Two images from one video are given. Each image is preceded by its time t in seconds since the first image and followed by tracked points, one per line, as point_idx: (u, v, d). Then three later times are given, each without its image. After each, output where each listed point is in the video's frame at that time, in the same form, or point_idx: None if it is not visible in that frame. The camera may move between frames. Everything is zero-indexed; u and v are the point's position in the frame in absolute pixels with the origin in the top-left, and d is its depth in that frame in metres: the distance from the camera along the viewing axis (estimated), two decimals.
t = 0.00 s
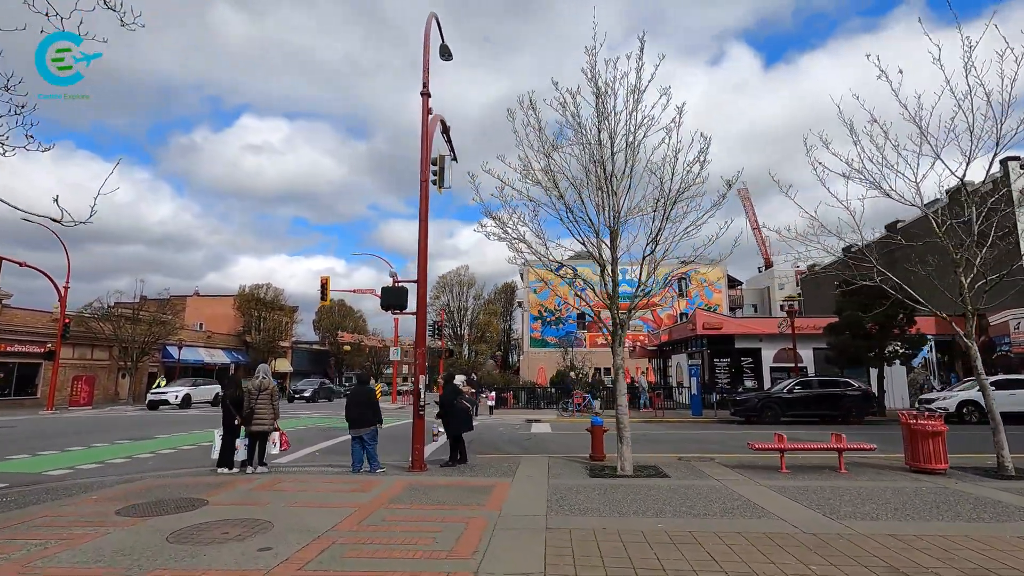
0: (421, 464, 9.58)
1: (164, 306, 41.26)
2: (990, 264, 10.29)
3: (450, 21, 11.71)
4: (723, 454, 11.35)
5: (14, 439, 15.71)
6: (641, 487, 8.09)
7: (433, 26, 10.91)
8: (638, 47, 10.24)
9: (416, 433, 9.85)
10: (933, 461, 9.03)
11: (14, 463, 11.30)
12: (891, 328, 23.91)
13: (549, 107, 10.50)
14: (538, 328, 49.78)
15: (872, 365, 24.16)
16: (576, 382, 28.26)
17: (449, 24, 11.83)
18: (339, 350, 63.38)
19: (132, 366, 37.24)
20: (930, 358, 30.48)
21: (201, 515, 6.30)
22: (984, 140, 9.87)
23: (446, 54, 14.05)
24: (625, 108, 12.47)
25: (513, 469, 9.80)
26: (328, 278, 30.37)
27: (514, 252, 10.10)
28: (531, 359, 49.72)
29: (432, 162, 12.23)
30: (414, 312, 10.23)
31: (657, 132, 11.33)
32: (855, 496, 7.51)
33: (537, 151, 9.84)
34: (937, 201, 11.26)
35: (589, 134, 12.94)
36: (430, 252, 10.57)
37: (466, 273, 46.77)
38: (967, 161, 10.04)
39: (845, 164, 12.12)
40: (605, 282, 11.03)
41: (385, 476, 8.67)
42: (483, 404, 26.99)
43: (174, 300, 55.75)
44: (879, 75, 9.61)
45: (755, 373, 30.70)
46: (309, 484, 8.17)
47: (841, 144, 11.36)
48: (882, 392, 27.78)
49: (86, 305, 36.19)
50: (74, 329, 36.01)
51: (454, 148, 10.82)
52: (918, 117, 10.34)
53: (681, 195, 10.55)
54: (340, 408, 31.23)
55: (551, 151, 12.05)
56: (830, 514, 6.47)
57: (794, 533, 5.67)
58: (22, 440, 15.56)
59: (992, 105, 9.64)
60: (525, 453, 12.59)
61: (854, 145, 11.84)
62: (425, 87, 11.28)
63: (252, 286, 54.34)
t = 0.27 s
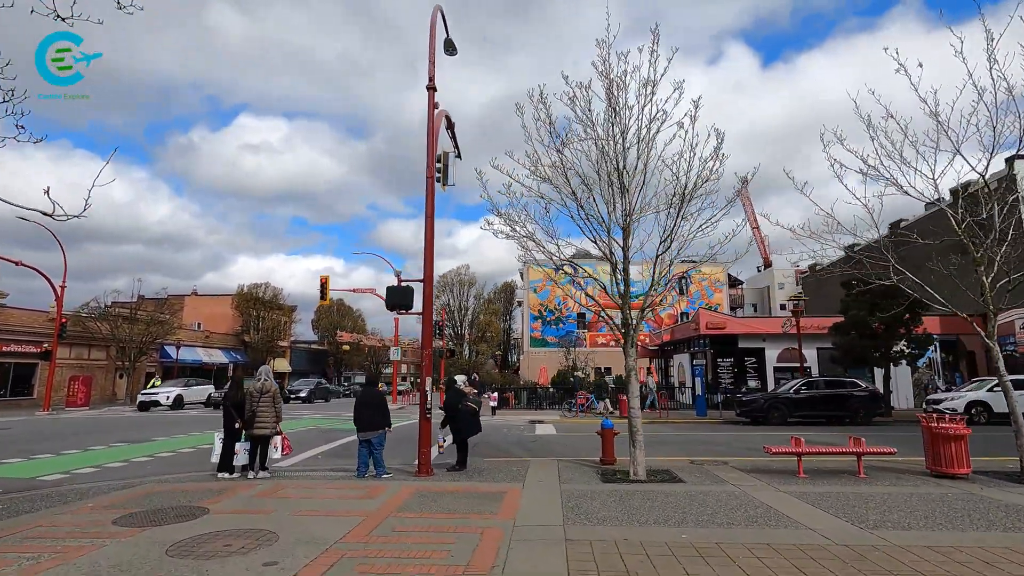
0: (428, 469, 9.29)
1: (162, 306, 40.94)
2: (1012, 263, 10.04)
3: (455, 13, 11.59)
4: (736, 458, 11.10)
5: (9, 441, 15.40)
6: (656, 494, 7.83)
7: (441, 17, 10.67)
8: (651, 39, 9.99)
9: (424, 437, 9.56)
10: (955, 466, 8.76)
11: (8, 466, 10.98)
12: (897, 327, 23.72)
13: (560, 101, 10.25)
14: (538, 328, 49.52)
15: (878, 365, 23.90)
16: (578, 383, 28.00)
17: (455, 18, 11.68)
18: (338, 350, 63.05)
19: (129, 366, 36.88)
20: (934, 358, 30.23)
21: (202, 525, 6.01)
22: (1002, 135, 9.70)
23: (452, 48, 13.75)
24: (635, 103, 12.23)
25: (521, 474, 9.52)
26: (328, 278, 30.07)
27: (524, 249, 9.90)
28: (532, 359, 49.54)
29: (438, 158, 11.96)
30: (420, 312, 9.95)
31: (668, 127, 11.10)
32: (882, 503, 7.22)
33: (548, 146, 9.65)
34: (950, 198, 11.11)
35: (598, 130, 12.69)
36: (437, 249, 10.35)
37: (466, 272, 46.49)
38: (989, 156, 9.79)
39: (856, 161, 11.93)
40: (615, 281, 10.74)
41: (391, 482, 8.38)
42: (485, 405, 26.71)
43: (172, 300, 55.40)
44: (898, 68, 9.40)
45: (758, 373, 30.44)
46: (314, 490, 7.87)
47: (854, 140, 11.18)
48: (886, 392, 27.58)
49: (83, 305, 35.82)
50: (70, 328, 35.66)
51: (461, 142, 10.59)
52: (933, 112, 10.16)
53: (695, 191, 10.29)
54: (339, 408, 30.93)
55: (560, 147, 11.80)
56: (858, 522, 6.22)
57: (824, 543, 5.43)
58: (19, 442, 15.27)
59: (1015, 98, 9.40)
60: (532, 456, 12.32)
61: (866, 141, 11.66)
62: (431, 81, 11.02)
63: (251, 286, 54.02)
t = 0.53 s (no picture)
0: (435, 471, 9.02)
1: (164, 306, 40.73)
2: None
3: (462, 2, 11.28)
4: (751, 460, 10.80)
5: (7, 443, 15.12)
6: (673, 498, 7.55)
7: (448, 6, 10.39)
8: (664, 28, 9.70)
9: (430, 438, 9.26)
10: (981, 469, 8.46)
11: (6, 468, 10.74)
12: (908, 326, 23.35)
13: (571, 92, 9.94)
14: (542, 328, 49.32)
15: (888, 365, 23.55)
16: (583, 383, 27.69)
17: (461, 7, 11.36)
18: (341, 350, 62.87)
19: (131, 366, 36.68)
20: (943, 357, 29.90)
21: (202, 532, 5.73)
22: None
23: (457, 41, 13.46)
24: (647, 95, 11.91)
25: (531, 476, 9.22)
26: (330, 277, 29.78)
27: (534, 245, 9.59)
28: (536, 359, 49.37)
29: (445, 152, 11.67)
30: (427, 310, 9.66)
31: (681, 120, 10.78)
32: (912, 508, 6.93)
33: (559, 138, 9.36)
34: (966, 189, 10.83)
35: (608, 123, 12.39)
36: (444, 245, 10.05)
37: (469, 272, 46.23)
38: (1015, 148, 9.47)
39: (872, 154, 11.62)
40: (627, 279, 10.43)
41: (399, 485, 8.09)
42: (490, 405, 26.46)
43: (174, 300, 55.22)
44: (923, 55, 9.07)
45: (765, 373, 30.10)
46: (319, 494, 7.60)
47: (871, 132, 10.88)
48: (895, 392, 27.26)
49: (85, 305, 35.62)
50: (71, 328, 35.44)
51: (468, 135, 10.32)
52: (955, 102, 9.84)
53: (710, 184, 9.98)
54: (342, 409, 30.67)
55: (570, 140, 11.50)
56: (890, 529, 5.92)
57: (859, 552, 5.14)
58: (18, 443, 15.05)
59: None
60: (541, 458, 12.03)
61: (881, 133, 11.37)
62: (437, 73, 10.75)
63: (253, 286, 53.80)
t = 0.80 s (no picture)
0: (440, 479, 8.67)
1: (165, 306, 40.46)
2: None
3: None
4: (767, 466, 10.49)
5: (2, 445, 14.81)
6: (690, 507, 7.22)
7: None
8: (676, 21, 9.40)
9: (435, 445, 8.92)
10: (1009, 476, 8.14)
11: None
12: (918, 327, 23.01)
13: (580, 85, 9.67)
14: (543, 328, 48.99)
15: (897, 366, 23.18)
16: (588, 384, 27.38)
17: None
18: (342, 351, 62.61)
19: (130, 367, 36.40)
20: (951, 359, 29.56)
21: (198, 545, 5.41)
22: None
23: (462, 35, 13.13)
24: (657, 91, 11.64)
25: (541, 482, 8.91)
26: (331, 277, 29.46)
27: (543, 243, 9.28)
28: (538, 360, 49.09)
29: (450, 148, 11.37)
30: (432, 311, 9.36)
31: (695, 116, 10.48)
32: (942, 518, 6.61)
33: (569, 133, 9.06)
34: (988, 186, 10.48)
35: (617, 120, 12.11)
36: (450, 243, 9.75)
37: (471, 271, 45.95)
38: None
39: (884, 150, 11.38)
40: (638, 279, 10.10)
41: (405, 493, 7.78)
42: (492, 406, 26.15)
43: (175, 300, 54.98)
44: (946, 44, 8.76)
45: (771, 374, 29.74)
46: (321, 503, 7.28)
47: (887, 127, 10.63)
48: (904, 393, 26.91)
49: (85, 305, 35.36)
50: (70, 329, 35.15)
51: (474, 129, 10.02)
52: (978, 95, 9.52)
53: (725, 181, 9.68)
54: (344, 410, 30.39)
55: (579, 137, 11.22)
56: (925, 543, 5.59)
57: (897, 570, 4.82)
58: (14, 446, 14.76)
59: None
60: (549, 463, 11.73)
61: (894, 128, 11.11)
62: (442, 67, 10.45)
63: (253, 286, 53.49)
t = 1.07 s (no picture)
0: (447, 480, 8.40)
1: (163, 303, 40.16)
2: None
3: None
4: (781, 466, 10.24)
5: None
6: (708, 510, 6.99)
7: None
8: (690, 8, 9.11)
9: (442, 445, 8.63)
10: None
11: None
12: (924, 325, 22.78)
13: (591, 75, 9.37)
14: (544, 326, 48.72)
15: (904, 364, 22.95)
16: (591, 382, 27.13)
17: None
18: (341, 349, 62.34)
19: (129, 364, 36.10)
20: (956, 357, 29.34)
21: (199, 552, 5.16)
22: None
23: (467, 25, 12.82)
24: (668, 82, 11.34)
25: (551, 484, 8.64)
26: (331, 274, 29.19)
27: (553, 237, 8.98)
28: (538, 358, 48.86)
29: (456, 141, 11.07)
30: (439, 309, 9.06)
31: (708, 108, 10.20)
32: (971, 522, 6.38)
33: (580, 123, 8.78)
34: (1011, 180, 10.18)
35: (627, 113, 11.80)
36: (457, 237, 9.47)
37: (472, 269, 45.70)
38: None
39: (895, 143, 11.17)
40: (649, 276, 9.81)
41: (412, 495, 7.53)
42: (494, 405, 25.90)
43: (174, 297, 54.68)
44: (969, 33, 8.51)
45: (775, 372, 29.49)
46: (326, 505, 7.03)
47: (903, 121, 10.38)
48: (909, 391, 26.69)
49: (83, 302, 35.07)
50: (68, 326, 34.86)
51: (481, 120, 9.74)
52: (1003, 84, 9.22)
53: (739, 175, 9.39)
54: (344, 408, 30.12)
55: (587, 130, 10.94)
56: (959, 550, 5.36)
57: None
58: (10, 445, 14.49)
59: None
60: (557, 463, 11.47)
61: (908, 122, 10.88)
62: (447, 56, 10.17)
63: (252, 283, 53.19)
